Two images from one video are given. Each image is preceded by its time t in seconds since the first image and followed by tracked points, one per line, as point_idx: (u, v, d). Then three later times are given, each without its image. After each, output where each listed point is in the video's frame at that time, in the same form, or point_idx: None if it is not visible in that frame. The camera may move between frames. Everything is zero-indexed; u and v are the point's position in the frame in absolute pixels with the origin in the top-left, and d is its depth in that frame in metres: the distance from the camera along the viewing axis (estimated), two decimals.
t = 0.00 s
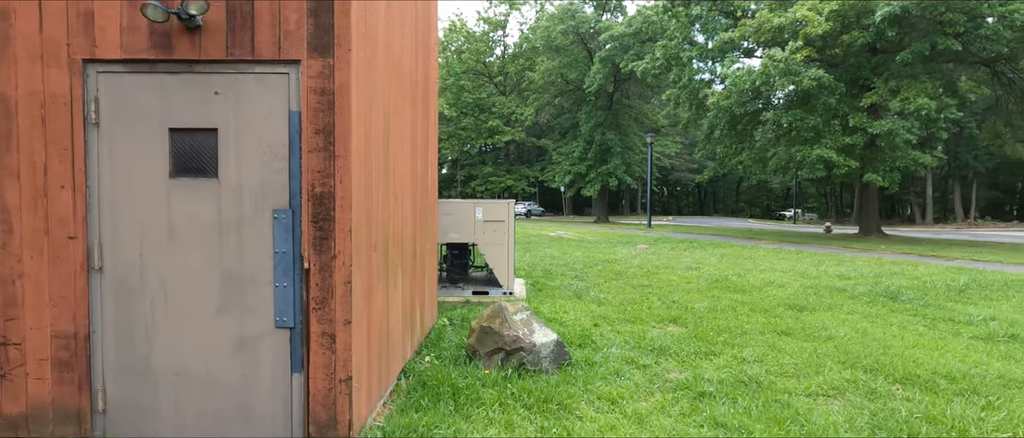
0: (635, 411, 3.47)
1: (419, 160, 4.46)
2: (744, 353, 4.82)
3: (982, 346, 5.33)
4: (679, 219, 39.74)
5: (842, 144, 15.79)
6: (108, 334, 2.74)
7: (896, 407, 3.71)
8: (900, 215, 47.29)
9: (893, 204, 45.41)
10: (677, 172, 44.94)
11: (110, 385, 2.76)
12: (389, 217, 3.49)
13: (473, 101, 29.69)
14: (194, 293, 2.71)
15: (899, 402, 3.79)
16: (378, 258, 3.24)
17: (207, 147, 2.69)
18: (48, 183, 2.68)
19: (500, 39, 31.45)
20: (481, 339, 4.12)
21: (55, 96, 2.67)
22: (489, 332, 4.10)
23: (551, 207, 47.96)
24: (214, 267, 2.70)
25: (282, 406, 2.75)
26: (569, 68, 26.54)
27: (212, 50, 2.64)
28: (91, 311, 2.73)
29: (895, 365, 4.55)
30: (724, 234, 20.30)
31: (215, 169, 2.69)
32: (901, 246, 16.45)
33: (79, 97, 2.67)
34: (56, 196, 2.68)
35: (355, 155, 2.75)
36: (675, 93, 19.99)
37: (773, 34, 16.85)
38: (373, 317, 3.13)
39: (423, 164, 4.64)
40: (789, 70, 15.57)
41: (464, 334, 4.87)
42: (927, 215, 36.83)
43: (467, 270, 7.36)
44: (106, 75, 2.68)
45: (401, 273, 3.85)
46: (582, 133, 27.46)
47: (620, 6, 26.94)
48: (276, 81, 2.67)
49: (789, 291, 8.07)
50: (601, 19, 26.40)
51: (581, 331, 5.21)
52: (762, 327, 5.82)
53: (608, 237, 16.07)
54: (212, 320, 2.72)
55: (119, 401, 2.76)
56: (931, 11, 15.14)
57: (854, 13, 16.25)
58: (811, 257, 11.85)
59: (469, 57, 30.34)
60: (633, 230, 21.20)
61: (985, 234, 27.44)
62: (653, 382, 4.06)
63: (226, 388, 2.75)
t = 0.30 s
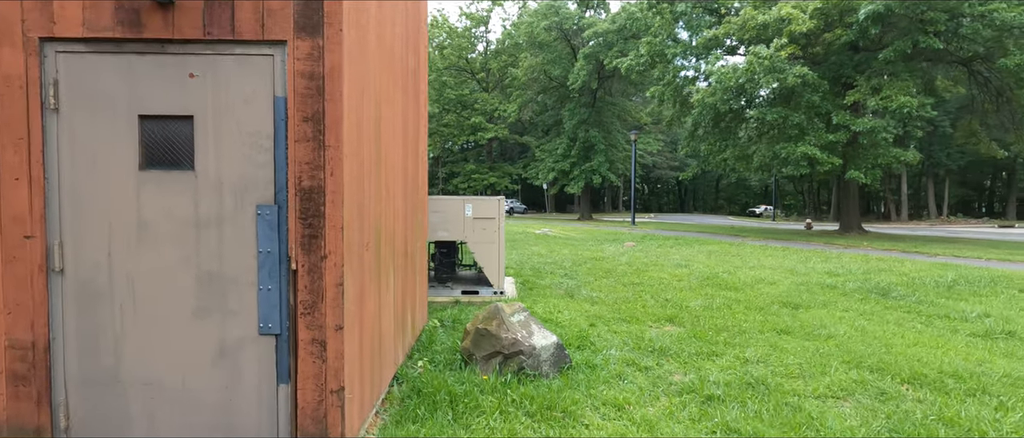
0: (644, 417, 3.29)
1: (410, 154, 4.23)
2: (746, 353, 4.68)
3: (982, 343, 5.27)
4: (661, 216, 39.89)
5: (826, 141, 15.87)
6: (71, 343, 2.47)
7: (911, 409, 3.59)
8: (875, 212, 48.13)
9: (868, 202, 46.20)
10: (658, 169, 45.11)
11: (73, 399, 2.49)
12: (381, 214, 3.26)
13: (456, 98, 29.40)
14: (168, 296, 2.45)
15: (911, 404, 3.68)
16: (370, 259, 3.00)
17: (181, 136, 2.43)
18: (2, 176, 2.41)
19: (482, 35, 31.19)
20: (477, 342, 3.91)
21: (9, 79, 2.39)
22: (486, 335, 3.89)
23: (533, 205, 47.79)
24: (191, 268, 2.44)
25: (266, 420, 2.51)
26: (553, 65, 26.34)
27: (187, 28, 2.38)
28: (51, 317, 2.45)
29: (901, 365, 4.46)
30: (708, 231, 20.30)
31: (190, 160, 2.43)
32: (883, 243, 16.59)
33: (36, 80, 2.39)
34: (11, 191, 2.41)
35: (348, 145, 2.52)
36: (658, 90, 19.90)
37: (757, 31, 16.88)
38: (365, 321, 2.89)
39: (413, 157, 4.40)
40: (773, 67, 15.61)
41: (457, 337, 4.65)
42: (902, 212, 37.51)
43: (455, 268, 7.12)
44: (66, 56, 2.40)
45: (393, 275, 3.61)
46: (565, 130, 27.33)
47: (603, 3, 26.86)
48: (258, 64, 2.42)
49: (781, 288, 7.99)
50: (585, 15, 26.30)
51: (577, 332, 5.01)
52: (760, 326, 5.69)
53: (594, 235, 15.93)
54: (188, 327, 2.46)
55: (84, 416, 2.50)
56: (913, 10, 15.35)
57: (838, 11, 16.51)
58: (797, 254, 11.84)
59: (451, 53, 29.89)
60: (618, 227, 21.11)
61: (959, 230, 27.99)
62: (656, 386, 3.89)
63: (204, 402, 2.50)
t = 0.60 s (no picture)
0: (653, 423, 3.14)
1: (402, 148, 4.01)
2: (749, 353, 4.56)
3: (981, 340, 5.23)
4: (643, 212, 39.98)
5: (810, 138, 15.94)
6: (31, 354, 2.23)
7: (924, 410, 3.49)
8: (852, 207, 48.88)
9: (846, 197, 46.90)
10: (640, 166, 45.22)
11: (36, 417, 2.25)
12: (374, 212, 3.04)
13: (438, 93, 29.11)
14: (141, 303, 2.21)
15: (923, 405, 3.59)
16: (363, 260, 2.78)
17: (156, 126, 2.19)
18: None
19: (464, 31, 30.90)
20: (474, 345, 3.72)
21: None
22: (483, 338, 3.69)
23: (515, 201, 47.62)
24: (167, 270, 2.20)
25: None
26: (536, 60, 26.15)
27: (161, 8, 2.14)
28: (9, 326, 2.21)
29: (906, 363, 4.38)
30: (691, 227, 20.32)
31: (165, 152, 2.20)
32: (865, 238, 16.73)
33: None
34: None
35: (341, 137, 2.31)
36: (643, 86, 19.81)
37: (742, 27, 16.92)
38: (358, 327, 2.68)
39: (405, 152, 4.17)
40: (759, 64, 15.63)
41: (451, 339, 4.45)
42: (878, 207, 38.11)
43: (443, 267, 6.90)
44: (24, 36, 2.15)
45: (386, 276, 3.40)
46: (548, 126, 27.17)
47: None
48: (241, 46, 2.19)
49: (773, 284, 7.93)
50: (569, 11, 26.18)
51: (575, 331, 4.85)
52: (759, 324, 5.58)
53: (580, 231, 15.79)
54: (164, 336, 2.23)
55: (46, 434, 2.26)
56: (896, 8, 15.49)
57: (821, 8, 16.57)
58: (784, 250, 11.84)
59: (433, 48, 29.59)
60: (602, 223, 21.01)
61: (934, 226, 28.47)
62: (661, 389, 3.74)
63: (183, 418, 2.27)
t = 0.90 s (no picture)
0: (660, 431, 2.99)
1: (388, 141, 3.78)
2: (748, 352, 4.43)
3: (977, 336, 5.18)
4: (625, 209, 40.01)
5: (793, 133, 15.98)
6: None
7: (934, 412, 3.39)
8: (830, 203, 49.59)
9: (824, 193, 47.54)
10: (622, 162, 45.27)
11: None
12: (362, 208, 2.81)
13: (420, 88, 28.77)
14: (102, 310, 1.97)
15: (932, 406, 3.49)
16: (350, 261, 2.56)
17: (118, 112, 1.94)
18: None
19: (446, 25, 30.55)
20: (467, 349, 3.52)
21: None
22: (477, 342, 3.50)
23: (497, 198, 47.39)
24: (132, 275, 1.96)
25: None
26: (520, 55, 25.87)
27: None
28: None
29: (908, 362, 4.28)
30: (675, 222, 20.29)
31: (128, 144, 1.96)
32: (847, 233, 16.84)
33: None
34: None
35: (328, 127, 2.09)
36: (627, 82, 19.71)
37: (726, 22, 16.90)
38: (346, 333, 2.46)
39: (392, 144, 3.95)
40: (743, 59, 15.62)
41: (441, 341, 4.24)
42: (855, 203, 38.64)
43: (430, 265, 6.67)
44: None
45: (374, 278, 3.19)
46: (531, 122, 27.00)
47: None
48: (215, 23, 1.94)
49: (763, 280, 7.85)
50: (552, 5, 25.98)
51: (570, 332, 4.68)
52: (755, 321, 5.46)
53: (565, 228, 15.65)
54: (129, 348, 1.99)
55: None
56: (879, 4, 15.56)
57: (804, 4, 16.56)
58: (771, 245, 11.82)
59: (414, 42, 29.21)
60: (587, 219, 20.91)
61: (911, 221, 28.89)
62: (663, 392, 3.59)
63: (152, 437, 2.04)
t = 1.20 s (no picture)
0: None
1: (363, 130, 3.50)
2: (741, 352, 4.29)
3: (964, 331, 5.13)
4: (601, 200, 40.09)
5: (769, 126, 16.04)
6: None
7: (936, 415, 3.28)
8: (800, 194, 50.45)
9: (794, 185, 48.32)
10: (597, 154, 45.28)
11: None
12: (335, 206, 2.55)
13: (393, 79, 28.26)
14: (27, 331, 1.69)
15: (933, 409, 3.38)
16: (323, 267, 2.30)
17: (42, 98, 1.65)
18: None
19: (420, 14, 29.99)
20: (451, 357, 3.29)
21: None
22: (461, 348, 3.27)
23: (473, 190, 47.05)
24: (61, 290, 1.68)
25: None
26: (495, 45, 25.52)
27: None
28: None
29: (902, 360, 4.18)
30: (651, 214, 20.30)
31: (55, 137, 1.66)
32: (820, 225, 17.02)
33: None
34: None
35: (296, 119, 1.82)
36: (604, 74, 19.55)
37: (703, 14, 16.86)
38: (319, 348, 2.20)
39: (367, 136, 3.66)
40: (721, 51, 15.59)
41: (422, 346, 3.99)
42: (825, 195, 39.34)
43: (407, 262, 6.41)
44: None
45: (349, 283, 2.92)
46: (508, 113, 26.69)
47: None
48: None
49: (746, 274, 7.76)
50: None
51: (556, 333, 4.47)
52: (743, 318, 5.34)
53: (543, 221, 15.46)
54: (62, 373, 1.71)
55: None
56: None
57: None
58: (749, 238, 11.81)
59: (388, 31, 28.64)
60: (564, 212, 20.76)
61: (878, 212, 29.50)
62: (657, 399, 3.42)
63: None
